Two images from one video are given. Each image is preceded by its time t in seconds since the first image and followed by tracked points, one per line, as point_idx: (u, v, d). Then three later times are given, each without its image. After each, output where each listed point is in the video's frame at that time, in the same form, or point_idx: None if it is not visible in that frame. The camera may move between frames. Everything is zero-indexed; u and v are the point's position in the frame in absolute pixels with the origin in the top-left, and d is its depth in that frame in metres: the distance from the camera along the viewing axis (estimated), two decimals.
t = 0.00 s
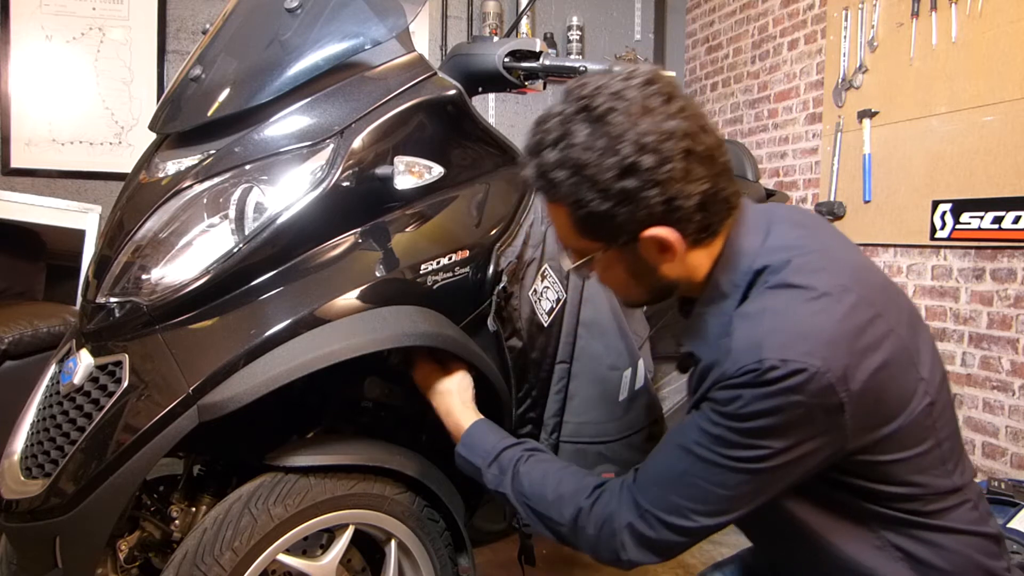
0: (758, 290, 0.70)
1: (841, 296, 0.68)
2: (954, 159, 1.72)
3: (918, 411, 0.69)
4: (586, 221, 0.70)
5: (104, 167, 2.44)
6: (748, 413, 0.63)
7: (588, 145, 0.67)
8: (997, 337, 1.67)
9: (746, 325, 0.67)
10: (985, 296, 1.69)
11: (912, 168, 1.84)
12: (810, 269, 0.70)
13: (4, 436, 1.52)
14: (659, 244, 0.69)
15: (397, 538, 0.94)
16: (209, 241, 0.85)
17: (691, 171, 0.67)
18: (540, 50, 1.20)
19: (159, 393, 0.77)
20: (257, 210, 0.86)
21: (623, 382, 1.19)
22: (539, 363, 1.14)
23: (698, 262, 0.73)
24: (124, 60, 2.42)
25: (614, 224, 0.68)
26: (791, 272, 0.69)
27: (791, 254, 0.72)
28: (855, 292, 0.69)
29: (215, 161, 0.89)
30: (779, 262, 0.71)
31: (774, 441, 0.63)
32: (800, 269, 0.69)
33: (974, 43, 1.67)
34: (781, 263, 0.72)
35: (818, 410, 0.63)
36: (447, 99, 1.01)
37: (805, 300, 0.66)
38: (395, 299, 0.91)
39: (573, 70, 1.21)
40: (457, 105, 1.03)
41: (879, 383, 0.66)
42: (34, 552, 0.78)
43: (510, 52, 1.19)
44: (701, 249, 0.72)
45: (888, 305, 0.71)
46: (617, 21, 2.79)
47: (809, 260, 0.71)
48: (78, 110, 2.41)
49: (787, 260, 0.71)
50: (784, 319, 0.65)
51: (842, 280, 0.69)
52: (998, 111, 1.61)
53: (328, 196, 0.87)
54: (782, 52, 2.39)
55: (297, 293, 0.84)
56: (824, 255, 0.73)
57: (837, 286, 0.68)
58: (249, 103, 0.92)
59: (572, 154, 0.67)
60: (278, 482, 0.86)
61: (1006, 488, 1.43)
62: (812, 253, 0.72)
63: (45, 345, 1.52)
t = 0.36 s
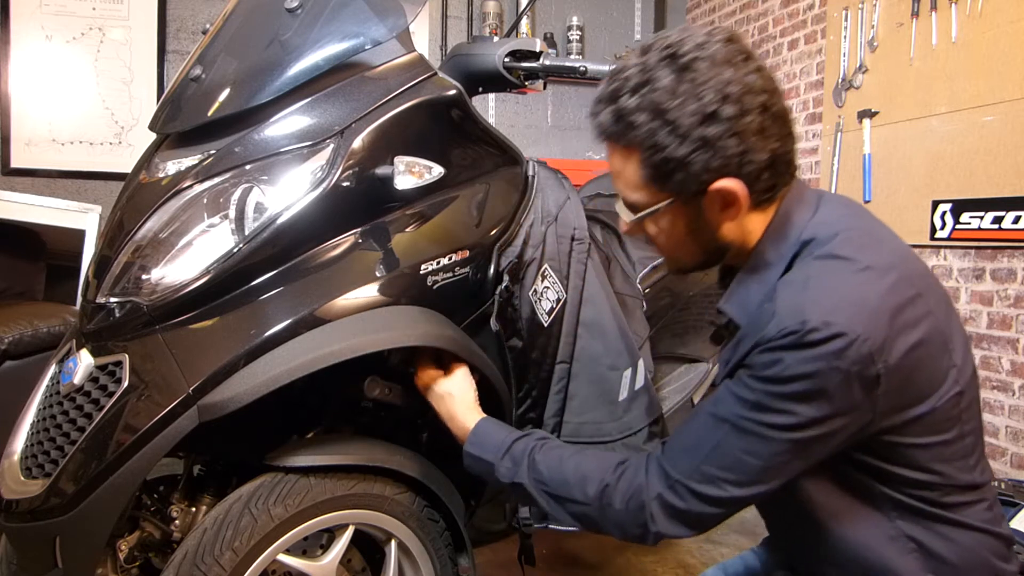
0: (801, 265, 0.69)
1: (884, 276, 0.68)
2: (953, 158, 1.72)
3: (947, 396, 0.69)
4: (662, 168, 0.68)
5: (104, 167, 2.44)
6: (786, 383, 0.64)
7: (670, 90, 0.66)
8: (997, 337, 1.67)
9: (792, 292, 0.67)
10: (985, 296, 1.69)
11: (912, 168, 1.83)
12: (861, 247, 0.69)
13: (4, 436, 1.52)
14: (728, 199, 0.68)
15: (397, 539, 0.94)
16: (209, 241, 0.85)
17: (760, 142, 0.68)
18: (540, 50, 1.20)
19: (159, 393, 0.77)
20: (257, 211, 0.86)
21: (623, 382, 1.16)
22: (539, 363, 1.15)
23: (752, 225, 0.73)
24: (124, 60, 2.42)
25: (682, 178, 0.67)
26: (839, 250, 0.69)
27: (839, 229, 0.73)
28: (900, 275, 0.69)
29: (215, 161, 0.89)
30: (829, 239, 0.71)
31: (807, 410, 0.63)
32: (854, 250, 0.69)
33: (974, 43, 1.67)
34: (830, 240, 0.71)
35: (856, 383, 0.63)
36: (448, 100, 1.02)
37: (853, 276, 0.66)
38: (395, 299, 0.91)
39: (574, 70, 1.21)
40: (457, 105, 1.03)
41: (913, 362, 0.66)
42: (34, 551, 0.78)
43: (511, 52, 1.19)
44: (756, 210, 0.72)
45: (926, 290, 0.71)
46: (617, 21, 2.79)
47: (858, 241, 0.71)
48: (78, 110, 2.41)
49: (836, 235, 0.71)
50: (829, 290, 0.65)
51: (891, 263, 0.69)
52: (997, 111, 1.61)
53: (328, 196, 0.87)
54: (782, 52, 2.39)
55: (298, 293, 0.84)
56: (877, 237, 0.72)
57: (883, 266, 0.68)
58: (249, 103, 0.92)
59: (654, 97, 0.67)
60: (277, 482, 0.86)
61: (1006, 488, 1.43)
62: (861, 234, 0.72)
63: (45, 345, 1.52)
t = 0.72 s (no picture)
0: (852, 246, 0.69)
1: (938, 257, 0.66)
2: (954, 158, 1.72)
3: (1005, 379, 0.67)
4: (747, 116, 0.71)
5: (103, 167, 2.44)
6: (867, 376, 0.61)
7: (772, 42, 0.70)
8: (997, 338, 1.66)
9: (863, 270, 0.65)
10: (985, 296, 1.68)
11: (912, 168, 1.83)
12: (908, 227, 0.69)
13: (4, 436, 1.52)
14: (804, 155, 0.72)
15: (397, 539, 0.94)
16: (209, 241, 0.85)
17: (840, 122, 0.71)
18: (540, 50, 1.19)
19: (159, 393, 0.77)
20: (257, 210, 0.86)
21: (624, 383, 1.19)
22: (539, 363, 1.15)
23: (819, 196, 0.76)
24: (124, 60, 2.42)
25: (752, 136, 0.71)
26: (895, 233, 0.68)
27: (899, 212, 0.71)
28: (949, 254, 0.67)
29: (215, 161, 0.89)
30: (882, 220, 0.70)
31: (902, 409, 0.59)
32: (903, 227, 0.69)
33: (974, 43, 1.66)
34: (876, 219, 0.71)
35: (935, 359, 0.60)
36: (447, 99, 1.01)
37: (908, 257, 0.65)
38: (395, 299, 0.91)
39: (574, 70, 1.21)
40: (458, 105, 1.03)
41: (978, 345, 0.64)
42: (35, 551, 0.78)
43: (511, 52, 1.19)
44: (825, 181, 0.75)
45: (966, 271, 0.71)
46: (617, 21, 2.79)
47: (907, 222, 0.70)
48: (78, 109, 2.41)
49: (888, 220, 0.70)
50: (899, 265, 0.64)
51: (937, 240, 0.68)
52: (998, 111, 1.60)
53: (328, 196, 0.88)
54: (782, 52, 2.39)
55: (297, 293, 0.84)
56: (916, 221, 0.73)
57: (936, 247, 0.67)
58: (249, 103, 0.92)
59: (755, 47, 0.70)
60: (278, 482, 0.86)
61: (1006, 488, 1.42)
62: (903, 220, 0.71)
63: (44, 345, 1.52)
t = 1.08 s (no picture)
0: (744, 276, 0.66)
1: (869, 353, 0.56)
2: (954, 158, 1.71)
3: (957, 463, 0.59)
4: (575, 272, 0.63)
5: (103, 167, 2.44)
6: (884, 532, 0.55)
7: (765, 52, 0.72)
8: (997, 337, 1.63)
9: (760, 443, 0.54)
10: (984, 296, 1.66)
11: (912, 168, 1.83)
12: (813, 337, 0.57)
13: (4, 436, 1.52)
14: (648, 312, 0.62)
15: (397, 538, 0.94)
16: (209, 241, 0.85)
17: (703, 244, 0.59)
18: (540, 50, 1.19)
19: (159, 393, 0.77)
20: (257, 210, 0.86)
21: (623, 381, 1.23)
22: (539, 363, 1.16)
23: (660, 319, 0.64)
24: (124, 60, 2.42)
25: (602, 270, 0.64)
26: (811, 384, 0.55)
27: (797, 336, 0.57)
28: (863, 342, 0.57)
29: (215, 161, 0.89)
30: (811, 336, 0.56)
31: None
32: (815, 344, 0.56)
33: (974, 43, 1.66)
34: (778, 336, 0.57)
35: (852, 522, 0.52)
36: (447, 99, 1.01)
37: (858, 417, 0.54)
38: (395, 299, 0.90)
39: (573, 70, 1.20)
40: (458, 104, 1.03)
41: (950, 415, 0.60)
42: (34, 551, 0.78)
43: (511, 52, 1.19)
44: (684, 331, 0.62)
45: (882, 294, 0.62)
46: (618, 21, 2.80)
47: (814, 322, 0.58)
48: (78, 109, 2.41)
49: (799, 350, 0.56)
50: (800, 423, 0.53)
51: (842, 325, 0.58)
52: (997, 111, 1.60)
53: (328, 196, 0.88)
54: (782, 52, 2.39)
55: (297, 292, 0.84)
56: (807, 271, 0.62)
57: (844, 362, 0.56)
58: (249, 103, 0.92)
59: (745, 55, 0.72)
60: (278, 482, 0.86)
61: (1006, 489, 1.40)
62: (797, 316, 0.58)
63: (45, 345, 1.52)
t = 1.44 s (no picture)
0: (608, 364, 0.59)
1: (744, 449, 0.50)
2: (954, 158, 1.71)
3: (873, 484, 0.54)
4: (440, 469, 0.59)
5: (103, 167, 2.44)
6: None
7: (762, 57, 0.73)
8: (998, 337, 1.63)
9: None
10: (984, 296, 1.66)
11: (912, 167, 1.83)
12: (695, 495, 0.49)
13: (4, 437, 1.52)
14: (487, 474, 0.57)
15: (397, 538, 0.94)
16: (209, 241, 0.85)
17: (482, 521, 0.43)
18: (540, 50, 1.19)
19: (159, 393, 0.77)
20: (257, 210, 0.86)
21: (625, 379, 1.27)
22: (539, 365, 1.15)
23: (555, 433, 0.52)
24: (123, 61, 2.42)
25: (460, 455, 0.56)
26: (719, 564, 0.48)
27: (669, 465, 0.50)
28: (743, 461, 0.50)
29: (215, 161, 0.89)
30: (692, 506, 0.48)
31: None
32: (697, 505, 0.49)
33: (973, 43, 1.66)
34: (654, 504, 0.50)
35: None
36: (448, 100, 1.01)
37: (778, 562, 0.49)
38: (395, 299, 0.90)
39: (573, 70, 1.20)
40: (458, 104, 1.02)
41: (870, 452, 0.55)
42: (34, 551, 0.78)
43: (511, 52, 1.19)
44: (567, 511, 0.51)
45: (752, 370, 0.54)
46: (618, 21, 2.80)
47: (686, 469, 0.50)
48: (77, 110, 2.41)
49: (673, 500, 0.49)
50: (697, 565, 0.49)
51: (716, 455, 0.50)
52: (997, 111, 1.60)
53: (328, 196, 0.88)
54: (782, 52, 2.39)
55: (297, 292, 0.84)
56: (659, 391, 0.52)
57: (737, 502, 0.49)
58: (249, 104, 0.92)
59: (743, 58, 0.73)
60: (278, 482, 0.86)
61: (1006, 489, 1.39)
62: (670, 460, 0.50)
63: (45, 345, 1.52)
